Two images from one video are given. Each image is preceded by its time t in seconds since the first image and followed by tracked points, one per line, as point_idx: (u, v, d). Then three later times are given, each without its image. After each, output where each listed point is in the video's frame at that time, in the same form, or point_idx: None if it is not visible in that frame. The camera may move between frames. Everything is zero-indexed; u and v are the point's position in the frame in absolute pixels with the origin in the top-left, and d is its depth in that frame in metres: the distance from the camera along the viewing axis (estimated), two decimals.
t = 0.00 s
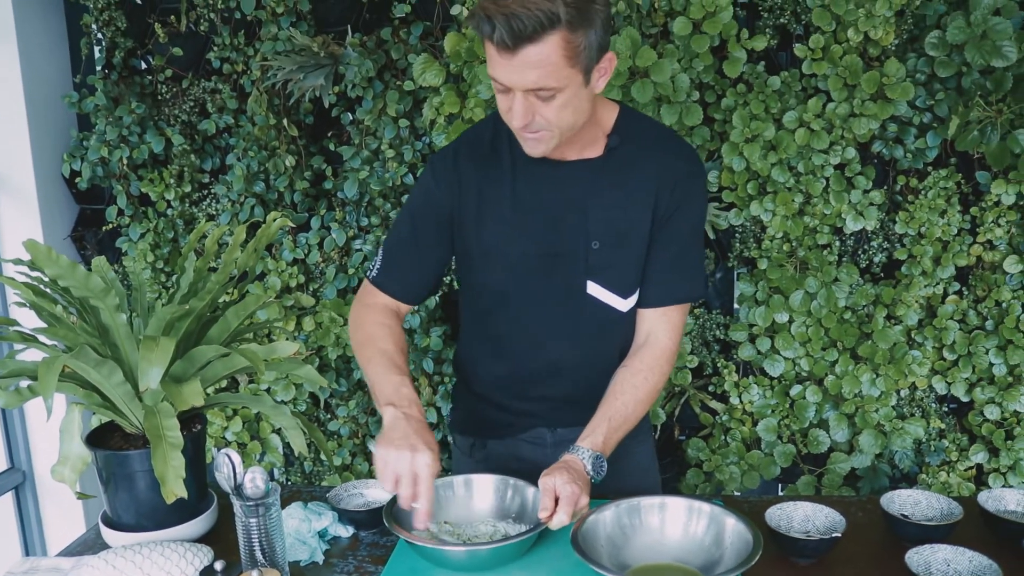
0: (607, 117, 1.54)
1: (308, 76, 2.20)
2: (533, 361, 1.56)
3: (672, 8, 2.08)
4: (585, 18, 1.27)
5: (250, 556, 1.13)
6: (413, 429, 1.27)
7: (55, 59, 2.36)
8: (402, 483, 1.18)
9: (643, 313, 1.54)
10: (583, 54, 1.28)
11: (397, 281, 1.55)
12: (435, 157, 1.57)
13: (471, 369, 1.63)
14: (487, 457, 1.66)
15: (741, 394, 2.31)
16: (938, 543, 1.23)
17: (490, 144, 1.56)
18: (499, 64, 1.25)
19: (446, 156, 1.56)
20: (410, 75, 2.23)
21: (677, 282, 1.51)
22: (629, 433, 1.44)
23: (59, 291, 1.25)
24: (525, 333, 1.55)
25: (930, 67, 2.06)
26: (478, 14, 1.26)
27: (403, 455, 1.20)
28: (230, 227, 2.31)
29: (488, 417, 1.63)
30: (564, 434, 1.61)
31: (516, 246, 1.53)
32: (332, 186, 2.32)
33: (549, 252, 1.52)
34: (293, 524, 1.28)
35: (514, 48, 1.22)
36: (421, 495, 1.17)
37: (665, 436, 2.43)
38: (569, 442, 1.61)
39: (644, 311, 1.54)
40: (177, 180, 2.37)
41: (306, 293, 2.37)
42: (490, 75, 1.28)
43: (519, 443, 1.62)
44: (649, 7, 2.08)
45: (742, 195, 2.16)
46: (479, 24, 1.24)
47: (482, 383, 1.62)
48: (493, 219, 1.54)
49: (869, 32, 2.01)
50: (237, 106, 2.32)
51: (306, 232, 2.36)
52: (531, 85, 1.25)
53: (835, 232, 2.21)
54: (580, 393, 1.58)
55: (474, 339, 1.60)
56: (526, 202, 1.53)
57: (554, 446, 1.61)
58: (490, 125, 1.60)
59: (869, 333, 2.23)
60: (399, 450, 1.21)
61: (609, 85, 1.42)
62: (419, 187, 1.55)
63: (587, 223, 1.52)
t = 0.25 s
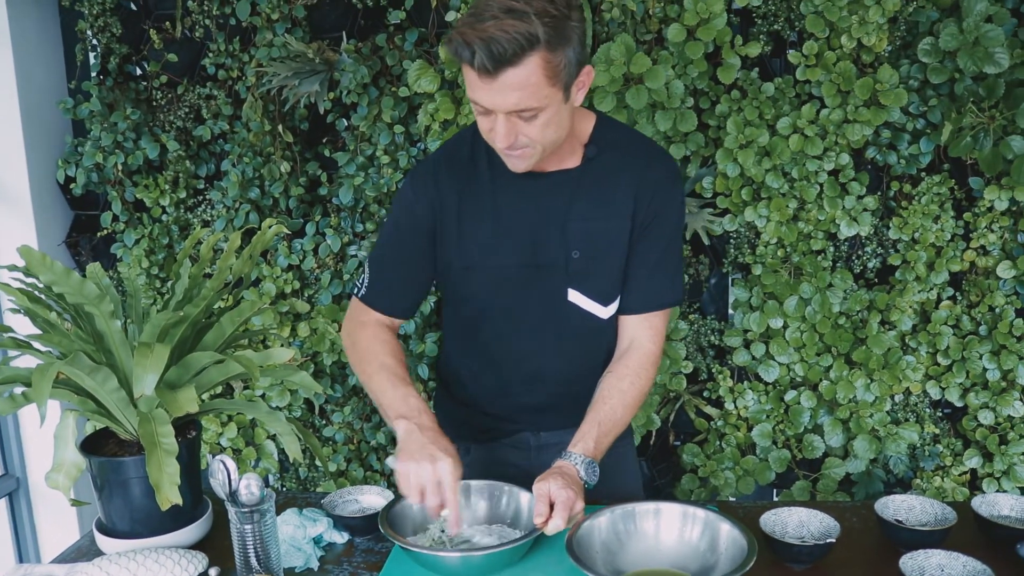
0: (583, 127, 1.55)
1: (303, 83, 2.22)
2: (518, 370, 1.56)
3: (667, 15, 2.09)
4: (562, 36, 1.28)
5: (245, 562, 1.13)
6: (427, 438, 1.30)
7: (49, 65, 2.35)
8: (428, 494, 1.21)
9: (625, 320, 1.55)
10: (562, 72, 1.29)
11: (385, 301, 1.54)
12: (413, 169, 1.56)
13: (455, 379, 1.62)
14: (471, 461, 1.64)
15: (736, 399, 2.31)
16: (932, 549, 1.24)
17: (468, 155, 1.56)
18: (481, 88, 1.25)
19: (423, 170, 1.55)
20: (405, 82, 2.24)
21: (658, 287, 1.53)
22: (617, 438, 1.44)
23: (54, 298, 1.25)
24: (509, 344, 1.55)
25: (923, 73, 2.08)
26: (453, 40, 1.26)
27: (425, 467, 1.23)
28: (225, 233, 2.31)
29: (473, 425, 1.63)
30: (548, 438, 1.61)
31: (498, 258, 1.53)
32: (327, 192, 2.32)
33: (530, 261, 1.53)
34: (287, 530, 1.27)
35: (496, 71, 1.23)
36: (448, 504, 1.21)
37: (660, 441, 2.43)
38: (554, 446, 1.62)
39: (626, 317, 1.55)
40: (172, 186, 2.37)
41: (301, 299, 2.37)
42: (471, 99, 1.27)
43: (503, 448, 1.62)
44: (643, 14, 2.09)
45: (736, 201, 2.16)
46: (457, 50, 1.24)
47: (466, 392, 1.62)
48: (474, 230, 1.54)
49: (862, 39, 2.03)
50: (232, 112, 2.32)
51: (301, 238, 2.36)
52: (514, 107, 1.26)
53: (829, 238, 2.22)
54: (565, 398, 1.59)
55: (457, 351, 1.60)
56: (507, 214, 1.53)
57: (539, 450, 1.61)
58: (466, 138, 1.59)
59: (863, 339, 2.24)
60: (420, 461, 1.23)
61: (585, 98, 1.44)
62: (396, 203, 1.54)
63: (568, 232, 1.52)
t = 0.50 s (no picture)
0: (574, 133, 1.56)
1: (300, 88, 2.22)
2: (506, 374, 1.57)
3: (662, 20, 2.10)
4: (555, 43, 1.29)
5: (243, 566, 1.14)
6: (422, 427, 1.30)
7: (46, 70, 2.35)
8: (433, 476, 1.21)
9: (614, 325, 1.56)
10: (556, 79, 1.30)
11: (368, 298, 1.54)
12: (403, 173, 1.57)
13: (443, 383, 1.63)
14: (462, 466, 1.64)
15: (732, 404, 2.32)
16: (927, 552, 1.24)
17: (459, 159, 1.57)
18: (477, 98, 1.25)
19: (414, 174, 1.55)
20: (402, 87, 2.24)
21: (647, 293, 1.53)
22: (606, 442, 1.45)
23: (51, 303, 1.25)
24: (498, 348, 1.56)
25: (917, 79, 2.09)
26: (448, 51, 1.26)
27: (431, 452, 1.23)
28: (221, 238, 2.31)
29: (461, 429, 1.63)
30: (538, 441, 1.61)
31: (487, 261, 1.54)
32: (324, 197, 2.32)
33: (520, 266, 1.53)
34: (284, 535, 1.27)
35: (492, 81, 1.23)
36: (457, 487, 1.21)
37: (656, 445, 2.44)
38: (545, 449, 1.61)
39: (615, 322, 1.56)
40: (169, 191, 2.37)
41: (298, 303, 2.37)
42: (467, 108, 1.28)
43: (494, 453, 1.61)
44: (639, 19, 2.09)
45: (732, 206, 2.17)
46: (452, 61, 1.24)
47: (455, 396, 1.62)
48: (464, 234, 1.54)
49: (857, 45, 2.04)
50: (229, 117, 2.33)
51: (298, 243, 2.36)
52: (511, 116, 1.26)
53: (825, 242, 2.23)
54: (554, 403, 1.59)
55: (445, 355, 1.60)
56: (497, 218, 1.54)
57: (528, 454, 1.61)
58: (457, 142, 1.60)
59: (859, 343, 2.25)
60: (424, 445, 1.24)
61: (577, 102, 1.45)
62: (387, 205, 1.54)
63: (558, 236, 1.53)
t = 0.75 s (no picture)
0: (579, 137, 1.56)
1: (298, 93, 2.22)
2: (505, 375, 1.57)
3: (659, 25, 2.11)
4: (555, 43, 1.30)
5: (241, 570, 1.14)
6: (387, 443, 1.23)
7: (44, 74, 2.36)
8: (380, 493, 1.15)
9: (614, 329, 1.56)
10: (556, 79, 1.30)
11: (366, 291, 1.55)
12: (410, 170, 1.58)
13: (442, 383, 1.63)
14: (457, 470, 1.66)
15: (728, 407, 2.33)
16: (923, 555, 1.25)
17: (464, 159, 1.58)
18: (477, 98, 1.26)
19: (417, 172, 1.57)
20: (399, 92, 2.25)
21: (646, 298, 1.53)
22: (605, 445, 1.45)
23: (50, 307, 1.26)
24: (498, 348, 1.56)
25: (912, 84, 2.10)
26: (449, 51, 1.27)
27: (385, 467, 1.16)
28: (219, 242, 2.31)
29: (459, 429, 1.63)
30: (535, 446, 1.62)
31: (488, 262, 1.54)
32: (321, 201, 2.33)
33: (521, 267, 1.54)
34: (283, 538, 1.28)
35: (492, 81, 1.24)
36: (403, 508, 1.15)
37: (653, 449, 2.44)
38: (542, 453, 1.62)
39: (615, 325, 1.56)
40: (166, 195, 2.37)
41: (295, 307, 2.37)
42: (469, 108, 1.29)
43: (488, 457, 1.63)
44: (636, 24, 2.10)
45: (728, 210, 2.18)
46: (452, 61, 1.25)
47: (455, 396, 1.62)
48: (467, 234, 1.55)
49: (852, 50, 2.05)
50: (226, 121, 2.33)
51: (296, 247, 2.36)
52: (512, 115, 1.27)
53: (821, 246, 2.23)
54: (552, 405, 1.60)
55: (445, 354, 1.61)
56: (499, 219, 1.54)
57: (524, 458, 1.62)
58: (461, 143, 1.61)
59: (854, 347, 2.26)
60: (382, 460, 1.17)
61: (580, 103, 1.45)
62: (390, 202, 1.55)
63: (559, 239, 1.54)
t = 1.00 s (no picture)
0: (580, 141, 1.57)
1: (294, 96, 2.22)
2: (504, 377, 1.58)
3: (655, 29, 2.11)
4: (566, 46, 1.31)
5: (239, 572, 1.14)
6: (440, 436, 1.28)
7: (40, 78, 2.36)
8: (442, 490, 1.21)
9: (613, 332, 1.57)
10: (565, 81, 1.32)
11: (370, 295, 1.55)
12: (410, 173, 1.56)
13: (440, 383, 1.63)
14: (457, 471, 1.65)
15: (724, 410, 2.33)
16: (918, 556, 1.25)
17: (466, 162, 1.57)
18: (487, 96, 1.27)
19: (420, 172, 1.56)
20: (396, 95, 2.26)
21: (646, 302, 1.55)
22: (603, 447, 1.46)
23: (47, 309, 1.26)
24: (498, 349, 1.57)
25: (906, 88, 2.11)
26: (461, 49, 1.28)
27: (437, 463, 1.22)
28: (215, 246, 2.31)
29: (456, 430, 1.64)
30: (533, 447, 1.63)
31: (489, 265, 1.54)
32: (318, 205, 2.33)
33: (523, 271, 1.54)
34: (280, 541, 1.28)
35: (503, 80, 1.25)
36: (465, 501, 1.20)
37: (649, 452, 2.44)
38: (540, 455, 1.63)
39: (614, 329, 1.57)
40: (163, 199, 2.37)
41: (291, 311, 2.37)
42: (477, 107, 1.29)
43: (489, 458, 1.63)
44: (631, 28, 2.11)
45: (724, 213, 2.19)
46: (464, 59, 1.26)
47: (451, 397, 1.63)
48: (467, 237, 1.55)
49: (847, 54, 2.06)
50: (223, 125, 2.33)
51: (292, 250, 2.36)
52: (521, 115, 1.28)
53: (816, 249, 2.24)
54: (550, 407, 1.61)
55: (444, 355, 1.61)
56: (501, 222, 1.54)
57: (523, 458, 1.63)
58: (463, 143, 1.60)
59: (850, 349, 2.26)
60: (433, 459, 1.23)
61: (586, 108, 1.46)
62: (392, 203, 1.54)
63: (561, 243, 1.54)
